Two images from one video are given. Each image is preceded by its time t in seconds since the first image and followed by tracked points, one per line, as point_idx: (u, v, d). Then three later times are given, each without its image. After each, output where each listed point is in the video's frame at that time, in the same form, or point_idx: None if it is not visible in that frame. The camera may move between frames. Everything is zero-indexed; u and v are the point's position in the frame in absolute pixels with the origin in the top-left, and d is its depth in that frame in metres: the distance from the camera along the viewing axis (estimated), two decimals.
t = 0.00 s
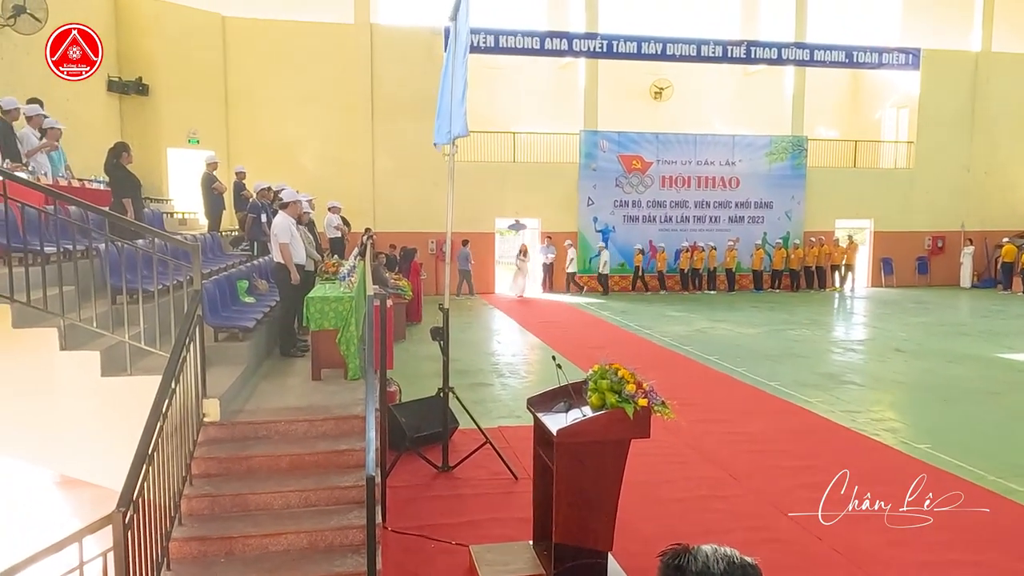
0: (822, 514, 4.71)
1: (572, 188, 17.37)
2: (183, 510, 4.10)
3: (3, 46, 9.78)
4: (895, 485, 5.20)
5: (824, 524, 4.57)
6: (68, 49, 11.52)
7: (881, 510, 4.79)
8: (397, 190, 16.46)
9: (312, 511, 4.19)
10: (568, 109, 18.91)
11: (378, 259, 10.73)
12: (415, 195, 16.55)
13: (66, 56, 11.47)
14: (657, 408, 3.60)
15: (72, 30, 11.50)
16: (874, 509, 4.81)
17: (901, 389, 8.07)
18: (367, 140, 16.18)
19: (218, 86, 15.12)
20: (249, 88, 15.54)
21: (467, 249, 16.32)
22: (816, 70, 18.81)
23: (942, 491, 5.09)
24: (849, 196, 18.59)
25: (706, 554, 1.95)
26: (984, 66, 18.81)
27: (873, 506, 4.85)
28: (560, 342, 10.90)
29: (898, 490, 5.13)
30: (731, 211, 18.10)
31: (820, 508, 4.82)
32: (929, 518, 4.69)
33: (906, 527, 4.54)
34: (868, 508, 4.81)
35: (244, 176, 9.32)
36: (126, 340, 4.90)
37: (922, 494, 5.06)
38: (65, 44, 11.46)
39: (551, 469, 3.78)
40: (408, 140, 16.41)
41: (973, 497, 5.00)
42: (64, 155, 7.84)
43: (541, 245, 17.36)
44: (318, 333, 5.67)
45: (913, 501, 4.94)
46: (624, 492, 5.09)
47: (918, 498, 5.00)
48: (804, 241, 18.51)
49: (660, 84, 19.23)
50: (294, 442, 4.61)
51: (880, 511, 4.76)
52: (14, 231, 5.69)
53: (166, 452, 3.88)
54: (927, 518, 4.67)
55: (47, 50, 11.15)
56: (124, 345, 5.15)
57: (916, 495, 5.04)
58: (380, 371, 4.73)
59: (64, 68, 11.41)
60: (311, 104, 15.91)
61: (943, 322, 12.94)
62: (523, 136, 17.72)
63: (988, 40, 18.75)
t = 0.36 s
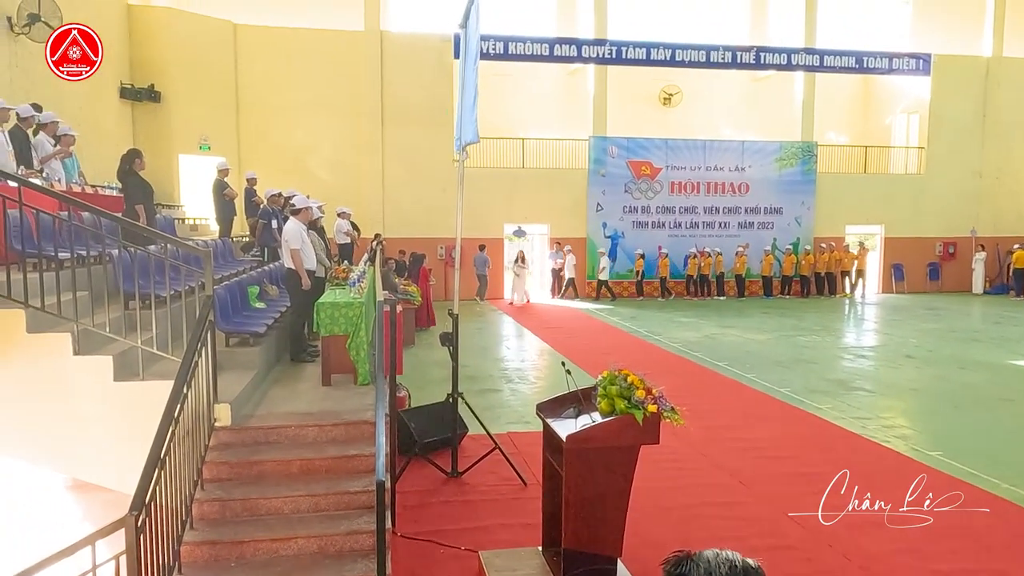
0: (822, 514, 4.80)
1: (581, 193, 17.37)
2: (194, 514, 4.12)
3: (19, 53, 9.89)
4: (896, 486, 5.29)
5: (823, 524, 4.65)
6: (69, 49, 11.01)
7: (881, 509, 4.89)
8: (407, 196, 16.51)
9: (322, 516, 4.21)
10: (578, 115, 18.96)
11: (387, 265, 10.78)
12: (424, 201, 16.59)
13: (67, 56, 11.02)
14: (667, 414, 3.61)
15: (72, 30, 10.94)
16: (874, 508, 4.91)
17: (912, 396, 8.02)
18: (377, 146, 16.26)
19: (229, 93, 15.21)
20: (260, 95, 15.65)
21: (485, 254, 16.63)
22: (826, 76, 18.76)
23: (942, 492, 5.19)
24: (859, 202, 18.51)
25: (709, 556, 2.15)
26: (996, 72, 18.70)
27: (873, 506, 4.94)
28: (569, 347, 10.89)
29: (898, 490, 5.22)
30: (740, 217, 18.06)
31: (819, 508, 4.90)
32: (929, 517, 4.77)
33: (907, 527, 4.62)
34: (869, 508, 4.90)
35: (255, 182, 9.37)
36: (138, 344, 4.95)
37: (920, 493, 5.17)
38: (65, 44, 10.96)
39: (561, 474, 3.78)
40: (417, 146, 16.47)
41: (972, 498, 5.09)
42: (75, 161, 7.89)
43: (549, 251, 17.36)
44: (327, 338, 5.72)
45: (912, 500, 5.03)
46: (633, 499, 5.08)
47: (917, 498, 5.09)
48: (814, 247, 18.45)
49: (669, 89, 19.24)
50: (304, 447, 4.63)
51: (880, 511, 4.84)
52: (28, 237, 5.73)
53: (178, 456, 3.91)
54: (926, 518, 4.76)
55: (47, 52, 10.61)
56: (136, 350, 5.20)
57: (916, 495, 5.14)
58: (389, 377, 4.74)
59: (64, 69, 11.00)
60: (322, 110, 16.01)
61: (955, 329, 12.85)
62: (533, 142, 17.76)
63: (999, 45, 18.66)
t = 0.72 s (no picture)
0: (822, 514, 4.85)
1: (585, 198, 17.37)
2: (199, 517, 4.13)
3: (27, 59, 9.95)
4: (896, 486, 5.33)
5: (823, 524, 4.70)
6: (69, 49, 10.89)
7: (881, 509, 4.93)
8: (411, 200, 16.54)
9: (326, 520, 4.21)
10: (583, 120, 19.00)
11: (392, 269, 10.80)
12: (428, 205, 16.62)
13: (66, 56, 10.84)
14: (672, 417, 3.59)
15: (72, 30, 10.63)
16: (874, 509, 4.95)
17: (919, 400, 7.98)
18: (382, 150, 16.31)
19: (234, 99, 15.25)
20: (265, 100, 15.71)
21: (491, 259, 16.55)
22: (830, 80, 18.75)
23: (942, 492, 5.24)
24: (864, 206, 18.48)
25: None
26: (1001, 76, 18.66)
27: (873, 506, 4.99)
28: (574, 351, 10.88)
29: (898, 490, 5.26)
30: (745, 221, 18.04)
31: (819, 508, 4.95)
32: (929, 518, 4.80)
33: (906, 527, 4.66)
34: (869, 508, 4.94)
35: (260, 187, 9.40)
36: (144, 348, 4.96)
37: (921, 494, 5.20)
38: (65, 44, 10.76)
39: (566, 478, 3.76)
40: (421, 150, 16.51)
41: (972, 498, 5.14)
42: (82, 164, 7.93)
43: (554, 255, 17.35)
44: (332, 342, 5.71)
45: (912, 500, 5.08)
46: (638, 503, 5.07)
47: (917, 498, 5.14)
48: (820, 251, 18.41)
49: (673, 94, 19.26)
50: (309, 450, 4.63)
51: (880, 511, 4.89)
52: (34, 241, 5.75)
53: (183, 459, 3.91)
54: (928, 518, 4.79)
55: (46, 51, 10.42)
56: (142, 354, 5.21)
57: (916, 495, 5.18)
58: (395, 380, 4.74)
59: (64, 69, 10.84)
60: (327, 115, 16.05)
61: (961, 333, 12.79)
62: (537, 146, 17.79)
63: (1004, 49, 18.62)
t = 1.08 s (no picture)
0: (822, 514, 4.90)
1: (584, 201, 17.38)
2: (197, 521, 4.13)
3: (27, 62, 9.96)
4: (896, 486, 5.40)
5: (823, 524, 4.75)
6: (69, 49, 10.86)
7: (881, 509, 4.98)
8: (411, 203, 16.56)
9: (326, 523, 4.21)
10: (582, 123, 19.02)
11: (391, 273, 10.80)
12: (428, 209, 16.64)
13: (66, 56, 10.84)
14: (670, 420, 3.59)
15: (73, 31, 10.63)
16: (874, 508, 5.00)
17: (918, 404, 7.98)
18: (382, 154, 16.32)
19: (234, 102, 15.27)
20: (266, 103, 15.72)
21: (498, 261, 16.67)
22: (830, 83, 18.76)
23: (942, 492, 5.29)
24: (863, 210, 18.51)
25: None
26: (1000, 79, 18.68)
27: (873, 506, 5.04)
28: (573, 355, 10.88)
29: (897, 491, 5.31)
30: (744, 224, 18.05)
31: (818, 508, 5.00)
32: (929, 518, 4.85)
33: (906, 526, 4.71)
34: (868, 508, 5.00)
35: (260, 190, 9.40)
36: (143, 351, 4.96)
37: (920, 493, 5.27)
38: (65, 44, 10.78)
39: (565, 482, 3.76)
40: (421, 153, 16.52)
41: (972, 498, 5.20)
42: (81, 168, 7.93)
43: (553, 258, 17.36)
44: (331, 345, 5.71)
45: (912, 500, 5.13)
46: (638, 506, 5.07)
47: (917, 498, 5.20)
48: (819, 254, 18.43)
49: (673, 97, 19.29)
50: (308, 454, 4.63)
51: (880, 511, 4.94)
52: (34, 244, 5.75)
53: (182, 462, 3.91)
54: (928, 518, 4.85)
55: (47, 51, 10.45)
56: (141, 357, 5.21)
57: (916, 495, 5.24)
58: (393, 384, 4.73)
59: (65, 69, 10.87)
60: (326, 118, 16.06)
61: (960, 336, 12.80)
62: (536, 150, 17.81)
63: (1003, 52, 18.64)
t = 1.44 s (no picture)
0: (821, 513, 4.90)
1: (580, 201, 17.38)
2: (193, 520, 4.12)
3: (22, 61, 9.91)
4: (896, 486, 5.40)
5: (823, 524, 4.74)
6: (69, 49, 10.87)
7: (881, 509, 4.98)
8: (407, 203, 16.54)
9: (321, 522, 4.20)
10: (579, 122, 19.03)
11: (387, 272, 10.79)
12: (425, 208, 16.62)
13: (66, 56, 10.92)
14: (667, 418, 3.59)
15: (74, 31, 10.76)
16: (874, 508, 5.00)
17: (913, 403, 8.00)
18: (378, 154, 16.29)
19: (229, 101, 15.23)
20: (261, 103, 15.69)
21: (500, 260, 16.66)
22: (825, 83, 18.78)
23: (942, 493, 5.29)
24: (858, 209, 18.54)
25: None
26: (994, 80, 18.75)
27: (873, 506, 5.04)
28: (569, 354, 10.88)
29: (897, 491, 5.31)
30: (740, 224, 18.07)
31: (818, 507, 5.01)
32: (929, 518, 4.86)
33: (906, 526, 4.71)
34: (869, 508, 5.00)
35: (255, 189, 9.38)
36: (138, 350, 4.94)
37: (921, 493, 5.28)
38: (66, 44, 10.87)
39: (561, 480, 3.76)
40: (417, 152, 16.49)
41: (971, 498, 5.21)
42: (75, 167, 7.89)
43: (549, 258, 17.35)
44: (327, 344, 5.72)
45: (912, 500, 5.13)
46: (634, 505, 5.07)
47: (917, 497, 5.20)
48: (814, 254, 18.47)
49: (668, 97, 19.33)
50: (303, 453, 4.62)
51: (880, 511, 4.94)
52: (28, 243, 5.73)
53: (177, 461, 3.90)
54: (928, 517, 4.86)
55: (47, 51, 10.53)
56: (135, 356, 5.18)
57: (917, 495, 5.24)
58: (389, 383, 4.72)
59: (64, 69, 10.93)
60: (322, 117, 16.04)
61: (955, 336, 12.83)
62: (532, 149, 17.80)
63: (998, 53, 18.70)
